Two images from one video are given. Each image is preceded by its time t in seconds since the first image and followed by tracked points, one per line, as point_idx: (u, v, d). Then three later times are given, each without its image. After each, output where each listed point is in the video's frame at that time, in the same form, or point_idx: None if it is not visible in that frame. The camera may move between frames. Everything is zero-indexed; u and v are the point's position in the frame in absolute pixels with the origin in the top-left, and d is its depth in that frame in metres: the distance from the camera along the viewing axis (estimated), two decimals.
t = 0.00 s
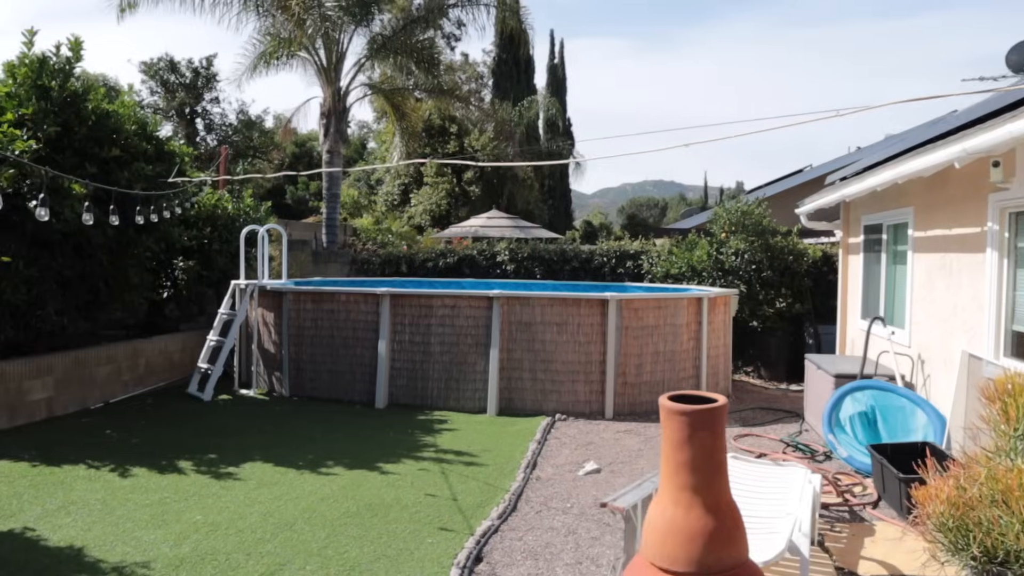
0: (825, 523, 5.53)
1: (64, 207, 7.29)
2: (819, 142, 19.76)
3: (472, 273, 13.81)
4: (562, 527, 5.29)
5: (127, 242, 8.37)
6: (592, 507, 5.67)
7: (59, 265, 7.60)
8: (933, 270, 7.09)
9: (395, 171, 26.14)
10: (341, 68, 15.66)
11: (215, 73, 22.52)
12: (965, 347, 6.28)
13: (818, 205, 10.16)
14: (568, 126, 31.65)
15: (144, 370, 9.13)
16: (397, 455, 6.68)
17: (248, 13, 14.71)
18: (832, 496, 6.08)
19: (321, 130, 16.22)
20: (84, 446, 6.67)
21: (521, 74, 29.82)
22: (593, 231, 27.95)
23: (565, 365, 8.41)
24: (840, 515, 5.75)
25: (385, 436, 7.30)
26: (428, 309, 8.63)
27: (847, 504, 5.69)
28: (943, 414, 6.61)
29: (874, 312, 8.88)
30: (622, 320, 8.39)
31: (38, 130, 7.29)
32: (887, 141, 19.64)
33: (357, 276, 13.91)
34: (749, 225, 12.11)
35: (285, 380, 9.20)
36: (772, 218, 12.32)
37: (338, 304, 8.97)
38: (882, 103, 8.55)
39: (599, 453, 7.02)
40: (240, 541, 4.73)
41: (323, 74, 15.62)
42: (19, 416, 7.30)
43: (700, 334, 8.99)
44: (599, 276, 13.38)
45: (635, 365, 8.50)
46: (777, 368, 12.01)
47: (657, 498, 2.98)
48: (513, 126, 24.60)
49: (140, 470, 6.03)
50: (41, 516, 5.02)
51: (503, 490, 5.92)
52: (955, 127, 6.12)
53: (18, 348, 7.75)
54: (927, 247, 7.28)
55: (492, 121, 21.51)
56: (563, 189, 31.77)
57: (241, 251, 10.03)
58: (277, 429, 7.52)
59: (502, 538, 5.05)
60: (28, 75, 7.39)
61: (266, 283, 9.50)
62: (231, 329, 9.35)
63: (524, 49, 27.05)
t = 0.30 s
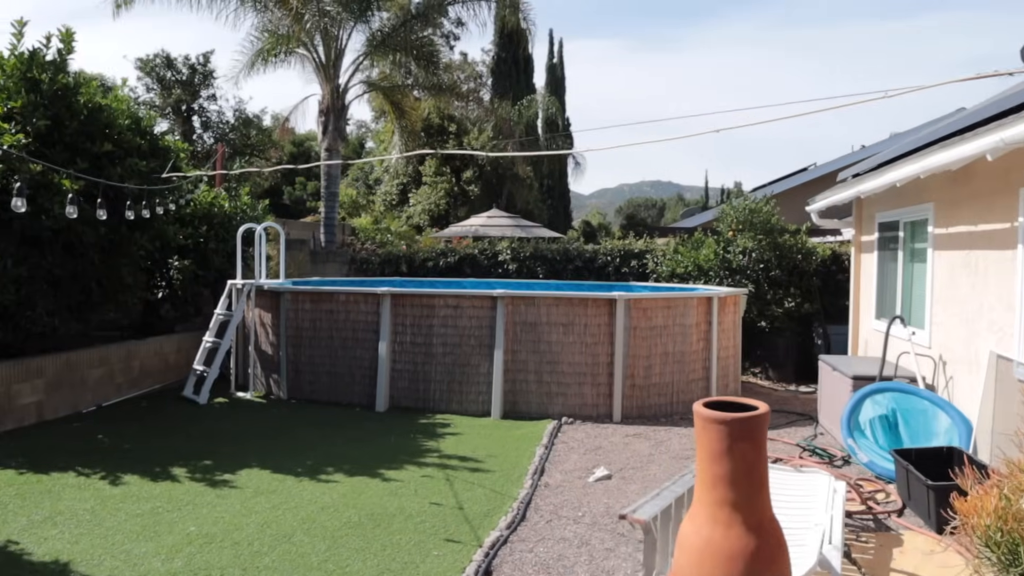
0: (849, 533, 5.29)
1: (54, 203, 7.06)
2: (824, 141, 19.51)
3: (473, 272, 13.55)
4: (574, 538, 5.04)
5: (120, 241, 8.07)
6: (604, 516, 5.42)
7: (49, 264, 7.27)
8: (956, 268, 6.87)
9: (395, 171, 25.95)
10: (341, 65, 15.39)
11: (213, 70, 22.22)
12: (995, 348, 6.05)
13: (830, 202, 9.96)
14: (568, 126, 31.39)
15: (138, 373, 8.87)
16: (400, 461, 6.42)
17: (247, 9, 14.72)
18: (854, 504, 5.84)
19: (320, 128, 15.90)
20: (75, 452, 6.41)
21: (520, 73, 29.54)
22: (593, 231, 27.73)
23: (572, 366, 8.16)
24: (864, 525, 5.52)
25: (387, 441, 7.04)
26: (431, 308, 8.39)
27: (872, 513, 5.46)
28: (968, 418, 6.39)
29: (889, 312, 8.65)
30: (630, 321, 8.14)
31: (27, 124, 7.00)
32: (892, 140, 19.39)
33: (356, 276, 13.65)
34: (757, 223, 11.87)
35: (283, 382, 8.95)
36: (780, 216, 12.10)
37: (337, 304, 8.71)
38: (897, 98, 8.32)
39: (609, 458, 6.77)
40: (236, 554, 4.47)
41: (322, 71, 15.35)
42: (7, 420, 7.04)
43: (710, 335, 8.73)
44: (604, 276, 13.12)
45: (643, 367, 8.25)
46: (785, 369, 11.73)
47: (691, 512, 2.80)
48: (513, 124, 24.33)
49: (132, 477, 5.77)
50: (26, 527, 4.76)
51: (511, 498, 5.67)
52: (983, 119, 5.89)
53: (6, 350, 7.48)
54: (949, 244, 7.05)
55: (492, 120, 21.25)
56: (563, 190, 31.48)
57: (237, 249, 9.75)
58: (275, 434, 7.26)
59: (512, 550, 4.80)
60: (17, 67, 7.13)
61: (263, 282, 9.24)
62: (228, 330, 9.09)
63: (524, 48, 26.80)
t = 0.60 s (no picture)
0: (864, 515, 5.09)
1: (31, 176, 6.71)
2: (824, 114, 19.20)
3: (469, 248, 13.30)
4: (580, 523, 4.82)
5: (103, 216, 7.77)
6: (610, 499, 5.20)
7: (28, 240, 6.94)
8: (970, 241, 6.64)
9: (388, 146, 25.62)
10: (331, 36, 14.99)
11: (199, 41, 21.73)
12: (1012, 324, 5.84)
13: (835, 174, 9.70)
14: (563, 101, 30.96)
15: (125, 352, 8.60)
16: (396, 442, 6.18)
17: None
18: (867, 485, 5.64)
19: (310, 101, 15.51)
20: (57, 435, 6.16)
21: (514, 48, 28.93)
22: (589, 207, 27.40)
23: (573, 344, 7.93)
24: (878, 507, 5.32)
25: (382, 422, 6.81)
26: (427, 285, 8.14)
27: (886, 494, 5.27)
28: (982, 396, 6.19)
29: (898, 288, 8.43)
30: (633, 296, 7.89)
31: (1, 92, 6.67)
32: (893, 113, 19.10)
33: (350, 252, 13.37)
34: (759, 197, 11.64)
35: (275, 361, 8.69)
36: (783, 190, 11.85)
37: (330, 280, 8.45)
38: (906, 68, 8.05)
39: (612, 438, 6.55)
40: (225, 543, 4.24)
41: (312, 43, 14.95)
42: None
43: (714, 310, 8.49)
44: (602, 251, 12.85)
45: (646, 344, 8.02)
46: (787, 346, 11.61)
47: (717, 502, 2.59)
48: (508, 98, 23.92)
49: (117, 462, 5.53)
50: (3, 516, 4.52)
51: (512, 481, 5.44)
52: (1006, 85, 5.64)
53: None
54: (962, 217, 6.81)
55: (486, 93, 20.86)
56: (558, 165, 31.09)
57: (227, 225, 9.45)
58: (266, 415, 7.01)
59: (515, 536, 4.58)
60: None
61: (253, 258, 8.96)
62: (217, 307, 8.81)
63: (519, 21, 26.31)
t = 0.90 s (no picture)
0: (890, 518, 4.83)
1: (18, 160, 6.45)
2: (834, 99, 18.86)
3: (474, 237, 13.04)
4: (591, 526, 4.57)
5: (95, 203, 7.55)
6: (623, 500, 4.95)
7: (16, 229, 6.74)
8: (997, 228, 6.33)
9: (391, 134, 25.35)
10: (332, 21, 14.67)
11: (197, 26, 21.39)
12: None
13: (850, 160, 9.38)
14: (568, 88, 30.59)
15: (120, 344, 8.37)
16: (398, 439, 5.93)
17: None
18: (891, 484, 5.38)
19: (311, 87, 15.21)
20: (46, 432, 5.92)
21: (519, 34, 28.62)
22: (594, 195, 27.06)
23: (581, 336, 7.67)
24: (904, 508, 5.06)
25: (384, 417, 6.56)
26: (431, 274, 7.87)
27: (912, 495, 5.00)
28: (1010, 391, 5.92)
29: (918, 277, 8.13)
30: (643, 287, 7.61)
31: None
32: (904, 100, 18.75)
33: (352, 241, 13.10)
34: (771, 183, 11.31)
35: (274, 353, 8.45)
36: (796, 177, 11.49)
37: (330, 270, 8.18)
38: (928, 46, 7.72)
39: (623, 434, 6.29)
40: (216, 549, 4.00)
41: (313, 28, 14.63)
42: None
43: (726, 301, 8.22)
44: (610, 240, 12.57)
45: (657, 336, 7.75)
46: (799, 337, 11.29)
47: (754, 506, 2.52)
48: (512, 84, 23.59)
49: (106, 460, 5.29)
50: None
51: (520, 480, 5.19)
52: None
53: None
54: (988, 203, 6.50)
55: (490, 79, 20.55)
56: (563, 153, 30.74)
57: (224, 213, 9.19)
58: (264, 409, 6.77)
59: (523, 540, 4.33)
60: None
61: (252, 247, 8.70)
62: (215, 297, 8.56)
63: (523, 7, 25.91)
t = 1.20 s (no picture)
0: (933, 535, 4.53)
1: (18, 158, 6.25)
2: (854, 97, 18.51)
3: (488, 237, 12.79)
4: (616, 543, 4.31)
5: (100, 202, 7.39)
6: (648, 514, 4.68)
7: (16, 229, 6.62)
8: None
9: (404, 134, 25.18)
10: (344, 18, 14.45)
11: (208, 24, 21.25)
12: None
13: (877, 159, 9.07)
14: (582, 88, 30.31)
15: (126, 347, 8.18)
16: (411, 447, 5.68)
17: None
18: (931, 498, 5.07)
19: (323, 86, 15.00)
20: (47, 439, 5.72)
21: (532, 33, 28.37)
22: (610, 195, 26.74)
23: (601, 339, 7.41)
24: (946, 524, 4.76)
25: (396, 423, 6.32)
26: (444, 276, 7.64)
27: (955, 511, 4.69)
28: None
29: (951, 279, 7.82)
30: (665, 289, 7.34)
31: None
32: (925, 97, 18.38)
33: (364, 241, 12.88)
34: (794, 182, 10.92)
35: (284, 357, 8.22)
36: (819, 175, 11.13)
37: (341, 271, 7.96)
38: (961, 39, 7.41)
39: (646, 442, 6.02)
40: (217, 568, 3.76)
41: (325, 25, 14.42)
42: None
43: (750, 303, 7.93)
44: (627, 240, 12.30)
45: (679, 340, 7.47)
46: (822, 340, 10.98)
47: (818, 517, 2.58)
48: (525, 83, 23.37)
49: (106, 470, 5.07)
50: None
51: (539, 493, 4.93)
52: None
53: None
54: None
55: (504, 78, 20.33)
56: (577, 153, 30.44)
57: (233, 213, 8.98)
58: (272, 415, 6.54)
59: (544, 559, 4.07)
60: None
61: (261, 247, 8.49)
62: (223, 299, 8.35)
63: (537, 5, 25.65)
